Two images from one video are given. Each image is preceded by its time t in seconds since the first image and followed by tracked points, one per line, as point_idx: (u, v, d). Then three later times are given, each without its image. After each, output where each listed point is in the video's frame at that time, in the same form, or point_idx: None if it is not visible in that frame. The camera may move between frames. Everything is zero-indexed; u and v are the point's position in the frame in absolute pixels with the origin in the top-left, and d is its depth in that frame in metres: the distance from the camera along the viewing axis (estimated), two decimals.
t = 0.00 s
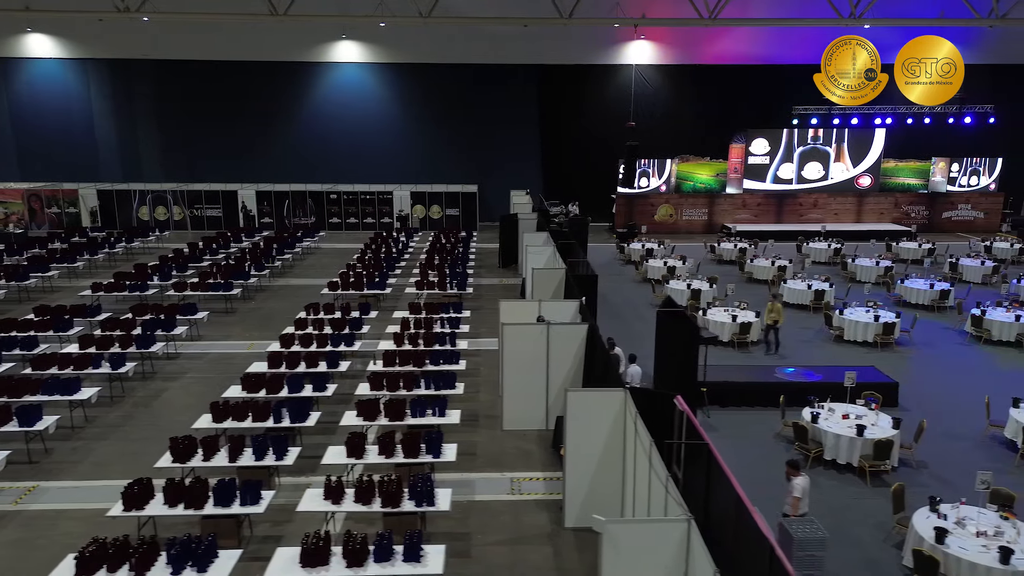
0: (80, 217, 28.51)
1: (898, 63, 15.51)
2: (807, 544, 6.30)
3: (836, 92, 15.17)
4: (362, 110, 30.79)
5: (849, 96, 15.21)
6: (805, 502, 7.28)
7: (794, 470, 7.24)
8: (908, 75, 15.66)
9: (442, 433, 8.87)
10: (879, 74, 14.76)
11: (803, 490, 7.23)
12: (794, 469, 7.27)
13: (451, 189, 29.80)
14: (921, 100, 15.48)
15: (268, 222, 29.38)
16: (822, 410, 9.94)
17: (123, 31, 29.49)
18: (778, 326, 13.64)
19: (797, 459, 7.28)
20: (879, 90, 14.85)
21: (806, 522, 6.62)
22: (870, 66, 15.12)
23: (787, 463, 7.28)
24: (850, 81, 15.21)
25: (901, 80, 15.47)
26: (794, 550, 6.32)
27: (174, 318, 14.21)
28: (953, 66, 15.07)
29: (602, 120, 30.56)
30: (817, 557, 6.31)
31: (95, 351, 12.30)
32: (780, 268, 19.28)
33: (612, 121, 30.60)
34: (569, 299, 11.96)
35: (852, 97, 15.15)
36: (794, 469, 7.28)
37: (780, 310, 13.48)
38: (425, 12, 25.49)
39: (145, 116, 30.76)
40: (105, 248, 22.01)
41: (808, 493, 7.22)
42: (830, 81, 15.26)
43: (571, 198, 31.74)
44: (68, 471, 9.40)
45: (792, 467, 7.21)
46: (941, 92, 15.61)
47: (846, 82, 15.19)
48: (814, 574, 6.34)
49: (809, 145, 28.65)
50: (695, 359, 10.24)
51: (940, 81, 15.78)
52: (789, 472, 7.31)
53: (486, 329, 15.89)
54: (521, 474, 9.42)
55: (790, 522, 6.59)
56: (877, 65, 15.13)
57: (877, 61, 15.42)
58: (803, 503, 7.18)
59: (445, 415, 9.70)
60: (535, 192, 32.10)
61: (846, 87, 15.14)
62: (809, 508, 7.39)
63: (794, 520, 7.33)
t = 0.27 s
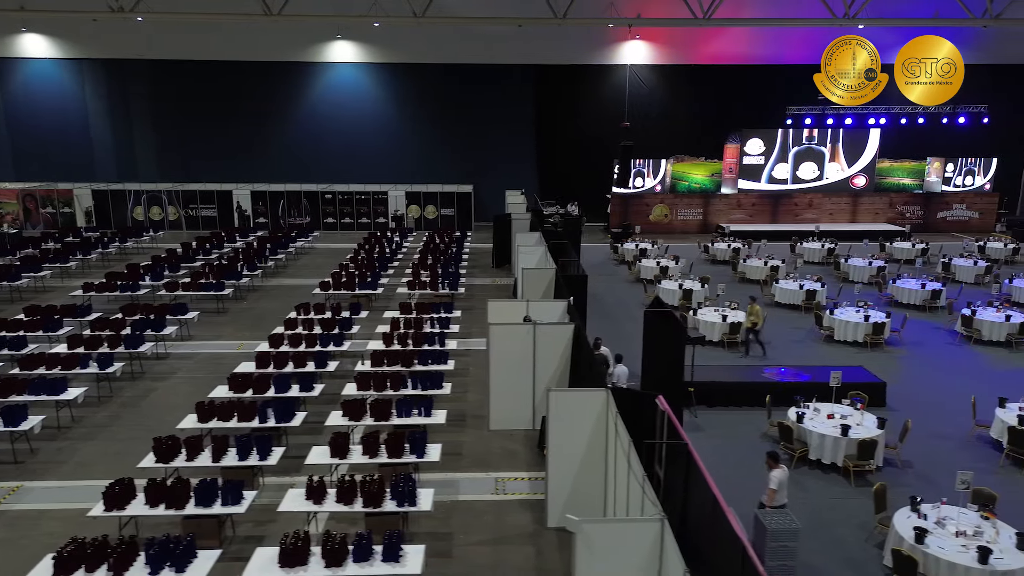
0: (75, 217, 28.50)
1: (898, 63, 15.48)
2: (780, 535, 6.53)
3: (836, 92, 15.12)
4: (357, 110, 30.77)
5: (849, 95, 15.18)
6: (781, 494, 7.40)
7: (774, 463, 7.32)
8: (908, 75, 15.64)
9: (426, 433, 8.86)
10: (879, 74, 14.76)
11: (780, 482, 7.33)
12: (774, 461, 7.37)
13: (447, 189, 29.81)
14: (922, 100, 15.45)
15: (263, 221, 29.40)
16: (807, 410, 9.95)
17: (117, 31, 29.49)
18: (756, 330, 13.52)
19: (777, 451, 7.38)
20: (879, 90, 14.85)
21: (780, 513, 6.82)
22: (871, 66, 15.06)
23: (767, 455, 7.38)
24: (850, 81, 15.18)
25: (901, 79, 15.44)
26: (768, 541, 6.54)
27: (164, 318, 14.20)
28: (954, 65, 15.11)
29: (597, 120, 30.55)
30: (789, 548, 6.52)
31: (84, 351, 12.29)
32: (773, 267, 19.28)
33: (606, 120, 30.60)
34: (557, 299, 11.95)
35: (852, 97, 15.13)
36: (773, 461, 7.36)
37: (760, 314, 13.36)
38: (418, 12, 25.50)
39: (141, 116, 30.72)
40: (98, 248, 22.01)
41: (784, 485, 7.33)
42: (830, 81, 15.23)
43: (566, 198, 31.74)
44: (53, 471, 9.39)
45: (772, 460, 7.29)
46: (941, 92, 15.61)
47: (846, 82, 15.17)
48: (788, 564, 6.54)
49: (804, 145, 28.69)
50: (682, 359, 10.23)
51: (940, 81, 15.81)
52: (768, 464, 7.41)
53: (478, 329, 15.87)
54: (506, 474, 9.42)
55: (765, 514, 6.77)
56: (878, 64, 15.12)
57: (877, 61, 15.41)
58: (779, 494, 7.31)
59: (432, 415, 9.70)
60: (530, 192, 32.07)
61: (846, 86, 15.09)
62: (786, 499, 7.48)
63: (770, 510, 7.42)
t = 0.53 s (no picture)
0: (69, 217, 28.39)
1: (898, 62, 15.43)
2: (754, 526, 6.74)
3: (836, 92, 15.18)
4: (353, 110, 30.77)
5: (849, 96, 15.23)
6: (757, 487, 7.46)
7: (751, 457, 7.39)
8: (908, 75, 15.61)
9: (410, 433, 8.86)
10: (879, 75, 14.76)
11: (756, 475, 7.42)
12: (751, 456, 7.41)
13: (442, 189, 29.78)
14: (921, 100, 15.46)
15: (258, 221, 29.37)
16: (793, 410, 9.94)
17: (111, 31, 29.48)
18: (736, 330, 13.79)
19: (754, 446, 7.40)
20: (879, 90, 14.86)
21: (754, 504, 6.99)
22: (870, 66, 15.08)
23: (745, 450, 7.41)
24: (850, 81, 15.22)
25: (901, 79, 15.42)
26: (742, 533, 6.76)
27: (154, 318, 14.20)
28: (954, 66, 15.12)
29: (592, 120, 30.58)
30: (762, 538, 6.78)
31: (72, 351, 12.28)
32: (766, 267, 19.27)
33: (601, 120, 30.63)
34: (545, 299, 11.95)
35: (852, 97, 15.17)
36: (751, 455, 7.41)
37: (740, 314, 13.61)
38: (413, 12, 25.49)
39: (137, 116, 30.72)
40: (91, 248, 21.98)
41: (761, 479, 7.42)
42: (830, 81, 15.28)
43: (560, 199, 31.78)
44: (38, 471, 9.39)
45: (749, 455, 7.34)
46: (941, 92, 15.60)
47: (846, 82, 15.20)
48: (763, 554, 6.80)
49: (799, 145, 28.65)
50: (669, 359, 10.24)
51: (940, 80, 15.76)
52: (745, 458, 7.46)
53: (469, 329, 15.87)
54: (491, 474, 9.41)
55: (739, 505, 6.96)
56: (877, 64, 15.12)
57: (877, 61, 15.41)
58: (755, 488, 7.39)
59: (417, 415, 9.68)
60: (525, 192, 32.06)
61: (846, 87, 15.14)
62: (762, 492, 7.57)
63: (746, 503, 7.52)
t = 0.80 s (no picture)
0: (65, 217, 28.40)
1: (898, 63, 15.35)
2: (728, 518, 6.64)
3: (836, 92, 15.20)
4: (348, 110, 30.77)
5: (849, 96, 15.27)
6: (732, 480, 7.71)
7: (726, 450, 7.65)
8: (908, 74, 15.58)
9: (394, 433, 8.85)
10: (879, 75, 14.89)
11: (731, 468, 7.66)
12: (726, 448, 7.67)
13: (437, 189, 29.81)
14: (921, 100, 15.48)
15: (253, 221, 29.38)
16: (778, 410, 9.95)
17: (106, 31, 29.45)
18: (715, 331, 13.67)
19: (729, 439, 7.67)
20: (879, 90, 14.97)
21: (730, 496, 6.91)
22: (871, 66, 15.15)
23: (719, 444, 7.68)
24: (850, 81, 15.25)
25: (901, 80, 15.37)
26: (717, 524, 6.65)
27: (143, 317, 14.19)
28: (954, 66, 15.16)
29: (587, 120, 30.61)
30: (738, 530, 6.65)
31: (60, 351, 12.27)
32: (758, 267, 19.27)
33: (595, 120, 30.65)
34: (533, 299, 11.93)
35: (852, 97, 15.22)
36: (726, 448, 7.67)
37: (719, 314, 13.48)
38: (408, 11, 25.49)
39: (132, 116, 30.69)
40: (85, 248, 21.96)
41: (735, 471, 7.66)
42: (830, 81, 15.30)
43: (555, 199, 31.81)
44: (23, 471, 9.38)
45: (724, 448, 7.60)
46: (941, 92, 15.62)
47: (846, 82, 15.23)
48: (738, 545, 6.69)
49: (794, 145, 28.69)
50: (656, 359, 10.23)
51: (940, 80, 15.81)
52: (721, 451, 7.72)
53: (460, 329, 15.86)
54: (476, 474, 9.42)
55: (715, 498, 6.89)
56: (877, 64, 15.15)
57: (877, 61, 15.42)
58: (730, 479, 7.65)
59: (403, 415, 9.66)
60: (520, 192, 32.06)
61: (846, 87, 15.17)
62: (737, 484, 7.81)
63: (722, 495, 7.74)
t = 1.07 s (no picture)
0: (59, 217, 28.36)
1: (898, 63, 15.38)
2: (704, 509, 6.82)
3: (836, 92, 15.19)
4: (343, 110, 30.77)
5: (849, 96, 15.24)
6: (710, 472, 7.76)
7: (702, 444, 7.66)
8: (908, 75, 15.57)
9: (378, 433, 8.84)
10: (879, 75, 14.85)
11: (708, 461, 7.70)
12: (702, 442, 7.67)
13: (432, 189, 29.82)
14: (921, 100, 15.45)
15: (248, 221, 29.38)
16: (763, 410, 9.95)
17: (100, 31, 29.42)
18: (694, 333, 13.48)
19: (705, 432, 7.66)
20: (879, 90, 14.87)
21: (706, 490, 7.10)
22: (871, 66, 15.12)
23: (697, 437, 7.68)
24: (850, 81, 15.23)
25: (901, 80, 15.38)
26: (694, 516, 6.85)
27: (133, 318, 14.18)
28: (954, 66, 15.13)
29: (582, 120, 30.63)
30: (714, 521, 6.87)
31: (48, 351, 12.26)
32: (751, 267, 19.27)
33: (590, 120, 30.66)
34: (521, 299, 11.89)
35: (852, 97, 15.19)
36: (702, 441, 7.68)
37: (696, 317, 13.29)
38: (402, 11, 25.48)
39: (127, 116, 30.66)
40: (78, 248, 21.94)
41: (713, 464, 7.70)
42: (830, 81, 15.28)
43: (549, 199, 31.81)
44: (8, 471, 9.38)
45: (700, 442, 7.62)
46: (941, 92, 15.59)
47: (846, 82, 15.21)
48: (713, 536, 6.91)
49: (789, 145, 28.65)
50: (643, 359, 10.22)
51: (940, 80, 15.77)
52: (698, 444, 7.74)
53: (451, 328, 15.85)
54: (460, 473, 9.42)
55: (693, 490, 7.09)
56: (877, 64, 15.13)
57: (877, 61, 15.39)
58: (708, 472, 7.72)
59: (388, 415, 9.66)
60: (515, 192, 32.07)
61: (846, 87, 15.15)
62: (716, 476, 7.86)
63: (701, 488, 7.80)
